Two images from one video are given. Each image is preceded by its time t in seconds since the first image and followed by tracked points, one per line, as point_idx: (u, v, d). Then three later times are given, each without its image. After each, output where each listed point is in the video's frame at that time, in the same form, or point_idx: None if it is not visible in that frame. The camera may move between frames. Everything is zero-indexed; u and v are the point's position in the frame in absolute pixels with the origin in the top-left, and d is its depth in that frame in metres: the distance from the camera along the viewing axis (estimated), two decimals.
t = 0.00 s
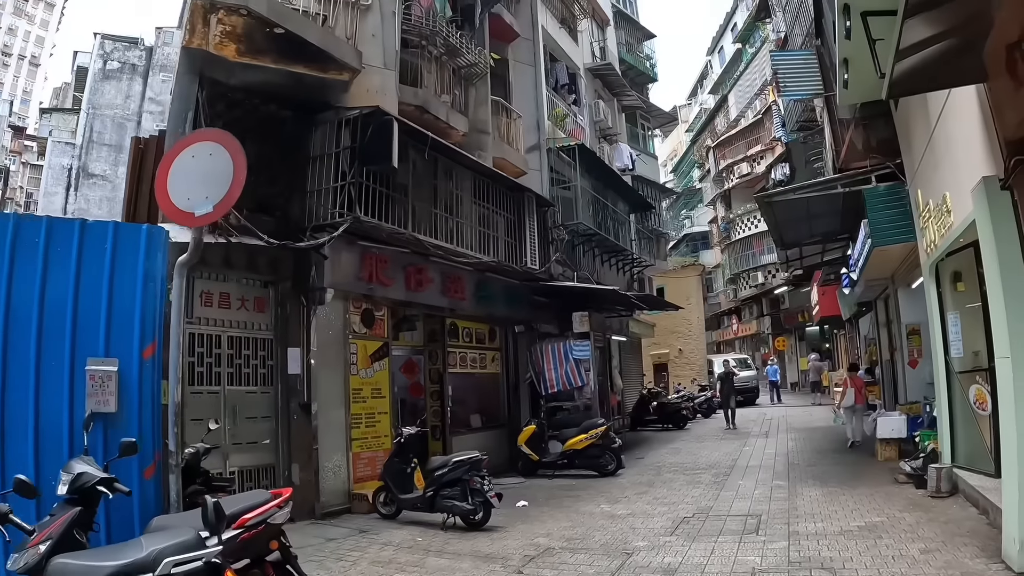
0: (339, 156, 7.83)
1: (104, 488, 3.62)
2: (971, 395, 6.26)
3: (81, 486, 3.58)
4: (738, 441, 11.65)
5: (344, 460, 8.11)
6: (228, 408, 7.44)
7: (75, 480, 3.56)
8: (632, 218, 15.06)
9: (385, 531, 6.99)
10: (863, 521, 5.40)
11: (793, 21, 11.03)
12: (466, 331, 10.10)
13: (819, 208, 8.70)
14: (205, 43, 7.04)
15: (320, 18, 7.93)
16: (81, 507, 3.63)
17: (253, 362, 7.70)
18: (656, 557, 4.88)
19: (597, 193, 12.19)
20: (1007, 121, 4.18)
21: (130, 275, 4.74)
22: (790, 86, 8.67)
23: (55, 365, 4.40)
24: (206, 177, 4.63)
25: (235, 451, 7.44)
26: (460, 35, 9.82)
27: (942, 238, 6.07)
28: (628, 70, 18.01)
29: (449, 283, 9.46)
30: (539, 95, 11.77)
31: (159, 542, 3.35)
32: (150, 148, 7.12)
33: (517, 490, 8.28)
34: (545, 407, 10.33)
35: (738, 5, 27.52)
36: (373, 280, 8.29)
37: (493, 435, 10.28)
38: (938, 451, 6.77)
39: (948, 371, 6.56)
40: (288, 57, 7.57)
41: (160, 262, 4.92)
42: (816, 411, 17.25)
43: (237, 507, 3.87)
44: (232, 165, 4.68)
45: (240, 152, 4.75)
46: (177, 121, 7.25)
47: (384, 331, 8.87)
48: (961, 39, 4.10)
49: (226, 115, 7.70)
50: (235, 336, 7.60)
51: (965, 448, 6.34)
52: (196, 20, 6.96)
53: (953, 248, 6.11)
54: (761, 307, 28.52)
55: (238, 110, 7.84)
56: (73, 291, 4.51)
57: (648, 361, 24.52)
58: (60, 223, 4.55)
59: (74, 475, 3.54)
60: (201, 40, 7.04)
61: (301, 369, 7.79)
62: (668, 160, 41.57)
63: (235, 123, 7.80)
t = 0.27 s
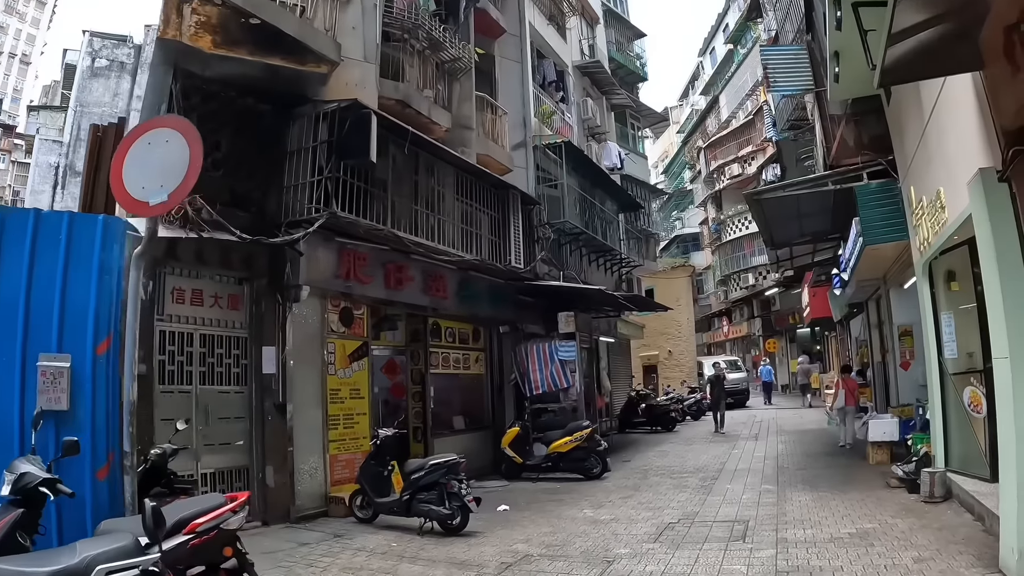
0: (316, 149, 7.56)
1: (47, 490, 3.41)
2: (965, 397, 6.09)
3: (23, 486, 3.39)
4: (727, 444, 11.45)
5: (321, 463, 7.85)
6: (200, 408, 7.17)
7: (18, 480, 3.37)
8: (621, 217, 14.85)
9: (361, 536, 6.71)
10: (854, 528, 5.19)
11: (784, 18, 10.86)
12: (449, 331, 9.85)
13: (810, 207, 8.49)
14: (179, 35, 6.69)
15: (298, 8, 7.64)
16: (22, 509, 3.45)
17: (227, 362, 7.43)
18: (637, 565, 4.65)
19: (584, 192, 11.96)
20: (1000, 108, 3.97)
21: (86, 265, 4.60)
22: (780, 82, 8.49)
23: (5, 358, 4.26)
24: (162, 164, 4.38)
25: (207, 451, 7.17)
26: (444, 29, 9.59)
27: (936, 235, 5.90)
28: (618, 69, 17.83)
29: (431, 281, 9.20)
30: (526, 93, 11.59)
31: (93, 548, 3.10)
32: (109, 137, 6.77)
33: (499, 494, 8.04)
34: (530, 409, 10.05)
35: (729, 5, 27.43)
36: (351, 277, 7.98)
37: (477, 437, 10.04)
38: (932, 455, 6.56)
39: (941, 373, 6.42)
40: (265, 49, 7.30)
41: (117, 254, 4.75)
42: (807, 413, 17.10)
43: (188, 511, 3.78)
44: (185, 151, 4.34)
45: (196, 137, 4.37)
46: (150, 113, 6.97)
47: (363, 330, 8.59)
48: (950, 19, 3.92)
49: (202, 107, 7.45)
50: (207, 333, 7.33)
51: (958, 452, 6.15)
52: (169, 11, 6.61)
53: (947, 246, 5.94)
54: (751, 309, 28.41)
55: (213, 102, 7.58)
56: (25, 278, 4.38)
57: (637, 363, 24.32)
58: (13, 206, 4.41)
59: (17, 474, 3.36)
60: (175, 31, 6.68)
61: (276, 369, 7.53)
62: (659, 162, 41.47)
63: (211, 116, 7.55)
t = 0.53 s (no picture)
0: (296, 144, 7.31)
1: None
2: (965, 403, 5.90)
3: None
4: (720, 448, 11.24)
5: (300, 468, 7.60)
6: (174, 411, 6.90)
7: None
8: (613, 218, 14.65)
9: (339, 544, 6.46)
10: (850, 540, 4.97)
11: (779, 15, 10.65)
12: (435, 332, 9.60)
13: (805, 207, 8.27)
14: (155, 27, 6.42)
15: None
16: None
17: (202, 363, 7.15)
18: None
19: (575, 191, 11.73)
20: (1003, 102, 3.77)
21: (39, 261, 4.01)
22: (775, 78, 8.26)
23: None
24: (116, 155, 4.19)
25: (182, 455, 6.90)
26: (431, 23, 9.33)
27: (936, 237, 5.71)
28: (611, 68, 17.63)
29: (416, 281, 8.93)
30: (516, 89, 11.32)
31: (26, 561, 2.98)
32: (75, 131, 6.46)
33: (485, 501, 7.80)
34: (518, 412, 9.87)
35: (725, 6, 27.28)
36: (332, 276, 7.69)
37: (463, 441, 9.80)
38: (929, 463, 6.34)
39: (939, 379, 6.27)
40: (245, 41, 7.04)
41: (74, 249, 4.21)
42: (800, 416, 16.92)
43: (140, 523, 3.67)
44: (141, 139, 4.18)
45: (152, 124, 4.24)
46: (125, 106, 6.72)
47: (345, 331, 8.34)
48: (955, 14, 3.66)
49: (179, 102, 7.15)
50: (181, 333, 7.05)
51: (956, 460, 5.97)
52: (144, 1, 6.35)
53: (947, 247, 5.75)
54: (745, 311, 28.27)
55: (192, 96, 7.30)
56: None
57: (629, 365, 24.12)
58: None
59: None
60: (152, 22, 6.43)
61: (254, 370, 7.28)
62: (653, 163, 41.31)
63: (189, 110, 7.26)
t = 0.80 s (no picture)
0: (277, 140, 7.12)
1: None
2: (962, 406, 5.76)
3: None
4: (712, 451, 11.09)
5: (282, 470, 7.42)
6: (151, 411, 6.70)
7: None
8: (606, 218, 14.49)
9: (318, 547, 6.27)
10: (842, 547, 4.81)
11: (774, 12, 10.50)
12: (422, 332, 9.42)
13: (799, 207, 8.10)
14: (137, 20, 6.26)
15: None
16: None
17: (180, 363, 6.96)
18: None
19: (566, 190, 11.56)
20: (1002, 95, 3.62)
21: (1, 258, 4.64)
22: (769, 73, 8.09)
23: None
24: (77, 146, 4.07)
25: (159, 456, 6.72)
26: (419, 19, 9.14)
27: (931, 235, 5.58)
28: (605, 66, 17.48)
29: (401, 280, 8.67)
30: (507, 87, 11.15)
31: None
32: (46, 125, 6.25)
33: (471, 505, 7.63)
34: (506, 414, 9.73)
35: (721, 5, 27.15)
36: (314, 275, 7.45)
37: (451, 442, 9.63)
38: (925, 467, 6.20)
39: (935, 382, 6.16)
40: (226, 35, 6.84)
41: (34, 244, 4.86)
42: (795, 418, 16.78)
43: (96, 528, 3.58)
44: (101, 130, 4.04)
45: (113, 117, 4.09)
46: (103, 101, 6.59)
47: (329, 331, 8.16)
48: (952, 3, 3.49)
49: (159, 97, 7.01)
50: (159, 332, 6.86)
51: (952, 465, 5.84)
52: None
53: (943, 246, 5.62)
54: (740, 312, 28.15)
55: (173, 92, 7.14)
56: None
57: (623, 366, 23.97)
58: None
59: None
60: (132, 15, 6.27)
61: (234, 370, 7.08)
62: (649, 163, 41.17)
63: (168, 105, 7.09)
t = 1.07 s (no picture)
0: (254, 134, 6.90)
1: None
2: (956, 409, 5.62)
3: None
4: (703, 453, 10.92)
5: (260, 469, 7.21)
6: (122, 409, 6.47)
7: None
8: (597, 216, 14.32)
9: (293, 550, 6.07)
10: (830, 555, 4.63)
11: (766, 8, 10.34)
12: (406, 331, 9.22)
13: (790, 204, 7.92)
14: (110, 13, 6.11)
15: None
16: None
17: (154, 360, 6.74)
18: None
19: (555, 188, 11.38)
20: (994, 80, 3.46)
21: None
22: (759, 68, 7.96)
23: None
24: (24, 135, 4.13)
25: (132, 455, 6.49)
26: (404, 13, 8.95)
27: (925, 233, 5.42)
28: (598, 64, 17.31)
29: (383, 278, 8.47)
30: (495, 84, 10.97)
31: None
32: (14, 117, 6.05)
33: (453, 508, 7.44)
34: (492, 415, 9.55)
35: (717, 5, 27.02)
36: (292, 272, 7.24)
37: (436, 443, 9.44)
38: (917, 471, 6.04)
39: (929, 384, 6.00)
40: (204, 28, 6.68)
41: None
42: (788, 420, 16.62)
43: (37, 529, 3.50)
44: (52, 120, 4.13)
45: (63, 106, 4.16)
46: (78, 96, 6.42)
47: (309, 329, 7.97)
48: None
49: (136, 91, 6.75)
50: (132, 330, 6.63)
51: (945, 468, 5.68)
52: None
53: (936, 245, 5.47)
54: (735, 312, 28.01)
55: (150, 85, 6.90)
56: None
57: (616, 367, 23.80)
58: None
59: None
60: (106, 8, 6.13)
61: (208, 369, 6.86)
62: (645, 163, 41.02)
63: (145, 99, 6.84)
